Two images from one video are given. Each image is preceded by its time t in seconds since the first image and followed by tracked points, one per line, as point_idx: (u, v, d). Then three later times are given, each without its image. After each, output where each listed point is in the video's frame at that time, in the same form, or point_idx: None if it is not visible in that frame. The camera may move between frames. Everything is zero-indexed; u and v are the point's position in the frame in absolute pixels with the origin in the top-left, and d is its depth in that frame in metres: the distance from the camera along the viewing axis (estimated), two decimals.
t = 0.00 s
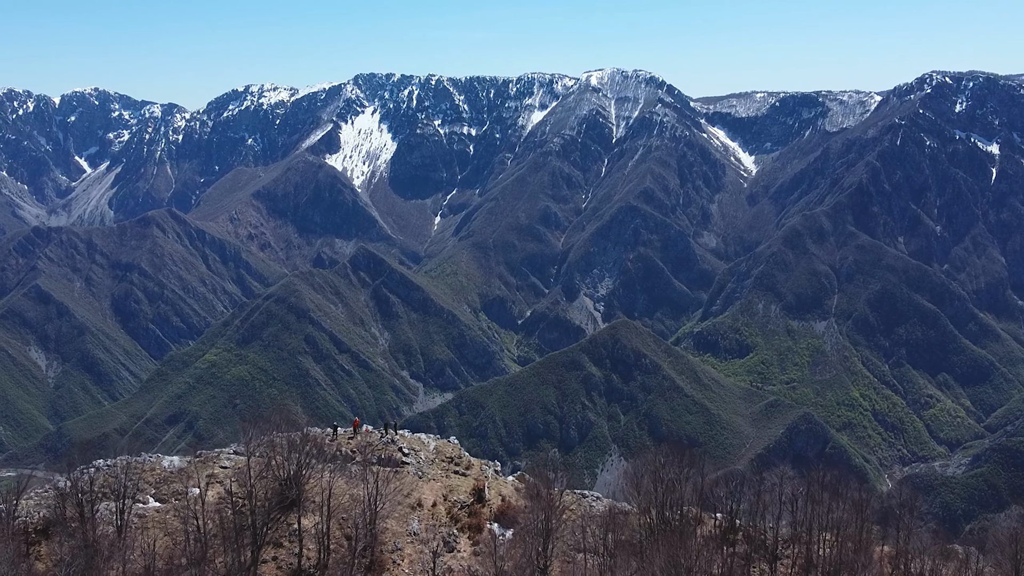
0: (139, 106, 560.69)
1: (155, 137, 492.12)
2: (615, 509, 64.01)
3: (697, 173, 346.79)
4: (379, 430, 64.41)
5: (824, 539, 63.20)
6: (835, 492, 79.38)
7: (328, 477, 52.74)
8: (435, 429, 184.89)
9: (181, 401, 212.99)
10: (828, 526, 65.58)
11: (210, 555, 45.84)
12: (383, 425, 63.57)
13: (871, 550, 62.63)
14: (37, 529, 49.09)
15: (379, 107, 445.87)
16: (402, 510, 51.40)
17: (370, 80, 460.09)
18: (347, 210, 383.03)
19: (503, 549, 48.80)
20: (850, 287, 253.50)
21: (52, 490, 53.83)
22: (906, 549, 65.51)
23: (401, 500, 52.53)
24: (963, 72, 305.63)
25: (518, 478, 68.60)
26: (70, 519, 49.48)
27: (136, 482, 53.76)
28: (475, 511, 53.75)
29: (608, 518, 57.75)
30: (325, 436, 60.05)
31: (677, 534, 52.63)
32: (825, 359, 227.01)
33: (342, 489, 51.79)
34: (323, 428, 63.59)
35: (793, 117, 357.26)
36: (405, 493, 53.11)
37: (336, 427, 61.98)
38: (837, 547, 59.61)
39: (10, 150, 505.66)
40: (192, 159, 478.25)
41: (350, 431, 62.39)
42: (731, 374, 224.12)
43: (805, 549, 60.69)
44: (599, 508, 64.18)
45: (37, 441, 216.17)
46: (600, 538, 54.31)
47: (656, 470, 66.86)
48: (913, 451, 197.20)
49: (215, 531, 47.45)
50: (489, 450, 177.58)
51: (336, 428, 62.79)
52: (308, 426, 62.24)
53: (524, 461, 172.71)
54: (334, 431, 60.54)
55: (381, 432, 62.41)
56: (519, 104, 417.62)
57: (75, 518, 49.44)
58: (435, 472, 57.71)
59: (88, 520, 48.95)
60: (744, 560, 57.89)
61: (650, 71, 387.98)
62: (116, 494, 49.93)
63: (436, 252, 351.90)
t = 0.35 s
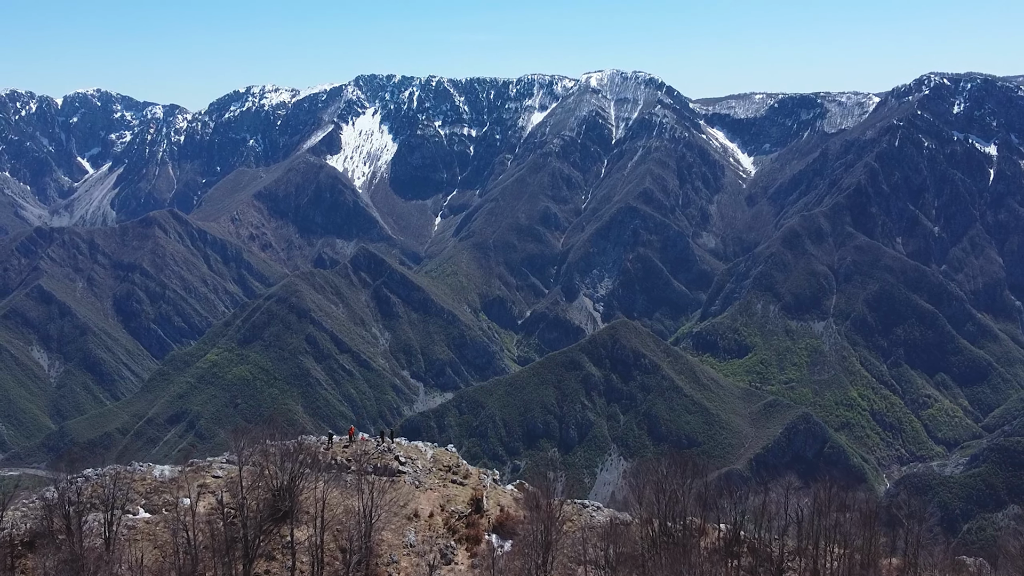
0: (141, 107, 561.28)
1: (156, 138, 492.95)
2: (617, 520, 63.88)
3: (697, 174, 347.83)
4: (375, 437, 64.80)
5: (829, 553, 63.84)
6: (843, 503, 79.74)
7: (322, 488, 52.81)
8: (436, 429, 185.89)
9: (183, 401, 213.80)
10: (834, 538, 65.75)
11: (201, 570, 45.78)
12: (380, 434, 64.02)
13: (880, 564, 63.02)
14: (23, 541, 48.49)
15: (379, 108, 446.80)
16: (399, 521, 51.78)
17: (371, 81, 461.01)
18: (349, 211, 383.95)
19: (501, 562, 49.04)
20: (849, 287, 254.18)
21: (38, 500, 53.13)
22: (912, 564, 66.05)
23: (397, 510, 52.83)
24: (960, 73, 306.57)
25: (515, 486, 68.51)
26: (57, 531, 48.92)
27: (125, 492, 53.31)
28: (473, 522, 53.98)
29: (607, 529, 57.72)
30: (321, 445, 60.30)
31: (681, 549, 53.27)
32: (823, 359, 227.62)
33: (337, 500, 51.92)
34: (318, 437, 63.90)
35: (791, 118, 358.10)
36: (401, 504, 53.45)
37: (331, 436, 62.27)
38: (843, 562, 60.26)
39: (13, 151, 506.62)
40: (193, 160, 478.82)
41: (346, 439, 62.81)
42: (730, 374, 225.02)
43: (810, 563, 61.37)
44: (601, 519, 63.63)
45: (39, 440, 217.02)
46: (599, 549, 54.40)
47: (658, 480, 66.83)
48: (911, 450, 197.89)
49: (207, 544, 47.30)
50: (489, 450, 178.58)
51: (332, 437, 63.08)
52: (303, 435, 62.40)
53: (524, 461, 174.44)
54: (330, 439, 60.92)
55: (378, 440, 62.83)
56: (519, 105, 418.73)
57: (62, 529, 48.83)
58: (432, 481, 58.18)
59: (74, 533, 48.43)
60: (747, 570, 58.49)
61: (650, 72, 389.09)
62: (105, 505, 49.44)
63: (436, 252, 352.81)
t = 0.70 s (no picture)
0: (143, 107, 561.73)
1: (158, 138, 493.73)
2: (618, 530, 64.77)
3: (696, 175, 348.85)
4: (372, 444, 65.19)
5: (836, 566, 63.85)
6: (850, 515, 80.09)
7: (317, 498, 52.63)
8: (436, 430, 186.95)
9: (184, 400, 214.69)
10: (841, 550, 66.14)
11: None
12: (377, 441, 64.34)
13: None
14: (9, 553, 48.05)
15: (380, 109, 447.62)
16: (396, 531, 51.77)
17: (371, 82, 462.13)
18: (350, 211, 384.83)
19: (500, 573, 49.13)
20: (847, 287, 254.85)
21: (26, 510, 52.77)
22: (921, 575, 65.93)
23: (393, 520, 52.80)
24: (958, 75, 306.85)
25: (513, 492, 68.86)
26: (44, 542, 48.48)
27: (116, 502, 53.02)
28: (472, 531, 54.08)
29: (608, 540, 57.96)
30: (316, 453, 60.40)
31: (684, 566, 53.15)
32: (822, 359, 227.75)
33: (332, 509, 51.83)
34: (313, 445, 64.07)
35: (790, 119, 359.01)
36: (398, 513, 53.45)
37: (327, 443, 62.43)
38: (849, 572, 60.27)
39: (16, 151, 507.64)
40: (195, 160, 479.42)
41: (342, 446, 63.04)
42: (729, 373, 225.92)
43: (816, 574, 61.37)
44: (603, 530, 64.34)
45: (42, 440, 218.15)
46: (600, 560, 54.53)
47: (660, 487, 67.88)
48: (909, 450, 198.67)
49: (198, 556, 46.94)
50: (489, 450, 179.64)
51: (327, 445, 63.31)
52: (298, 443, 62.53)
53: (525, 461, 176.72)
54: (326, 447, 61.14)
55: (375, 447, 63.11)
56: (519, 107, 419.78)
57: (50, 541, 48.44)
58: (429, 490, 58.44)
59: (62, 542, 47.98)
60: None
61: (650, 74, 390.12)
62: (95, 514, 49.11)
63: (436, 252, 353.58)
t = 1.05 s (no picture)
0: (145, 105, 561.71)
1: (160, 137, 493.95)
2: (619, 539, 65.71)
3: (695, 173, 349.48)
4: (369, 451, 65.92)
5: None
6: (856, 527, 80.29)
7: (311, 508, 52.49)
8: (437, 426, 187.72)
9: (186, 397, 216.58)
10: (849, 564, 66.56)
11: None
12: (374, 448, 64.92)
13: None
14: None
15: (381, 107, 448.02)
16: (392, 541, 51.64)
17: (372, 81, 462.94)
18: (351, 209, 385.49)
19: None
20: (845, 285, 255.57)
21: (15, 520, 52.44)
22: None
23: (390, 529, 52.74)
24: (957, 73, 307.08)
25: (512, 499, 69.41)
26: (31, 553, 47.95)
27: (106, 512, 52.80)
28: (469, 541, 54.11)
29: (610, 550, 58.14)
30: (310, 461, 60.75)
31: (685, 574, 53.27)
32: (820, 356, 228.78)
33: (327, 519, 51.89)
34: (308, 452, 64.43)
35: (789, 118, 359.46)
36: (394, 522, 53.47)
37: (322, 450, 62.77)
38: None
39: (18, 149, 509.96)
40: (197, 158, 479.69)
41: (339, 454, 63.52)
42: (727, 371, 227.00)
43: None
44: (605, 539, 65.17)
45: (44, 436, 220.24)
46: (601, 567, 54.40)
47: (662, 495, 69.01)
48: (907, 447, 199.69)
49: (189, 566, 46.60)
50: (489, 446, 180.85)
51: (323, 451, 63.73)
52: (292, 451, 62.84)
53: (525, 458, 178.50)
54: (321, 454, 61.53)
55: (372, 455, 63.65)
56: (519, 105, 420.24)
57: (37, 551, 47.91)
58: (426, 498, 59.04)
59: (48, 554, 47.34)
60: None
61: (649, 72, 390.63)
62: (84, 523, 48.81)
63: (437, 250, 354.32)
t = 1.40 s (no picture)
0: (148, 101, 561.70)
1: (162, 132, 494.07)
2: (619, 544, 67.23)
3: (694, 169, 350.09)
4: (365, 455, 64.10)
5: None
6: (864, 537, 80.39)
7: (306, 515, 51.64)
8: (437, 421, 188.67)
9: (188, 391, 218.72)
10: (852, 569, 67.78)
11: None
12: (372, 452, 63.61)
13: None
14: None
15: (382, 103, 448.28)
16: (389, 547, 50.61)
17: (373, 77, 462.77)
18: (352, 204, 386.33)
19: None
20: (844, 280, 256.36)
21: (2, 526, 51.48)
22: None
23: (387, 535, 51.72)
24: (955, 69, 307.50)
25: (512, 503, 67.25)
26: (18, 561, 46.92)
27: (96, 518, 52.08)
28: (468, 546, 52.80)
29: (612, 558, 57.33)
30: (306, 465, 59.84)
31: None
32: (819, 351, 229.94)
33: (322, 525, 51.19)
34: (304, 456, 63.43)
35: (788, 114, 359.80)
36: (392, 527, 52.47)
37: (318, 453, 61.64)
38: None
39: (20, 145, 508.24)
40: (198, 154, 480.19)
41: (334, 457, 62.18)
42: (727, 366, 228.09)
43: None
44: (606, 545, 66.19)
45: (47, 430, 222.33)
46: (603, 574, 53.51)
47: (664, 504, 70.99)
48: (905, 441, 200.86)
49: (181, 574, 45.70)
50: (489, 440, 182.10)
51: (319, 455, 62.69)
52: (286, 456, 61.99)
53: (524, 452, 179.79)
54: (316, 459, 60.50)
55: (369, 460, 62.14)
56: (519, 101, 420.58)
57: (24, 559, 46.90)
58: (423, 502, 57.80)
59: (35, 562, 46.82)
60: None
61: (649, 68, 390.87)
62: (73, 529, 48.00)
63: (437, 245, 355.12)
